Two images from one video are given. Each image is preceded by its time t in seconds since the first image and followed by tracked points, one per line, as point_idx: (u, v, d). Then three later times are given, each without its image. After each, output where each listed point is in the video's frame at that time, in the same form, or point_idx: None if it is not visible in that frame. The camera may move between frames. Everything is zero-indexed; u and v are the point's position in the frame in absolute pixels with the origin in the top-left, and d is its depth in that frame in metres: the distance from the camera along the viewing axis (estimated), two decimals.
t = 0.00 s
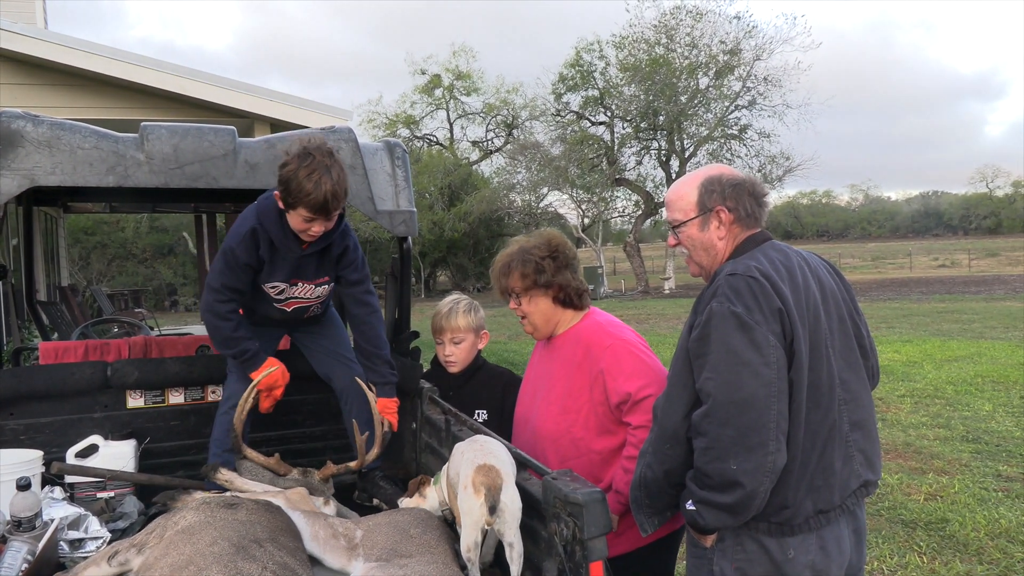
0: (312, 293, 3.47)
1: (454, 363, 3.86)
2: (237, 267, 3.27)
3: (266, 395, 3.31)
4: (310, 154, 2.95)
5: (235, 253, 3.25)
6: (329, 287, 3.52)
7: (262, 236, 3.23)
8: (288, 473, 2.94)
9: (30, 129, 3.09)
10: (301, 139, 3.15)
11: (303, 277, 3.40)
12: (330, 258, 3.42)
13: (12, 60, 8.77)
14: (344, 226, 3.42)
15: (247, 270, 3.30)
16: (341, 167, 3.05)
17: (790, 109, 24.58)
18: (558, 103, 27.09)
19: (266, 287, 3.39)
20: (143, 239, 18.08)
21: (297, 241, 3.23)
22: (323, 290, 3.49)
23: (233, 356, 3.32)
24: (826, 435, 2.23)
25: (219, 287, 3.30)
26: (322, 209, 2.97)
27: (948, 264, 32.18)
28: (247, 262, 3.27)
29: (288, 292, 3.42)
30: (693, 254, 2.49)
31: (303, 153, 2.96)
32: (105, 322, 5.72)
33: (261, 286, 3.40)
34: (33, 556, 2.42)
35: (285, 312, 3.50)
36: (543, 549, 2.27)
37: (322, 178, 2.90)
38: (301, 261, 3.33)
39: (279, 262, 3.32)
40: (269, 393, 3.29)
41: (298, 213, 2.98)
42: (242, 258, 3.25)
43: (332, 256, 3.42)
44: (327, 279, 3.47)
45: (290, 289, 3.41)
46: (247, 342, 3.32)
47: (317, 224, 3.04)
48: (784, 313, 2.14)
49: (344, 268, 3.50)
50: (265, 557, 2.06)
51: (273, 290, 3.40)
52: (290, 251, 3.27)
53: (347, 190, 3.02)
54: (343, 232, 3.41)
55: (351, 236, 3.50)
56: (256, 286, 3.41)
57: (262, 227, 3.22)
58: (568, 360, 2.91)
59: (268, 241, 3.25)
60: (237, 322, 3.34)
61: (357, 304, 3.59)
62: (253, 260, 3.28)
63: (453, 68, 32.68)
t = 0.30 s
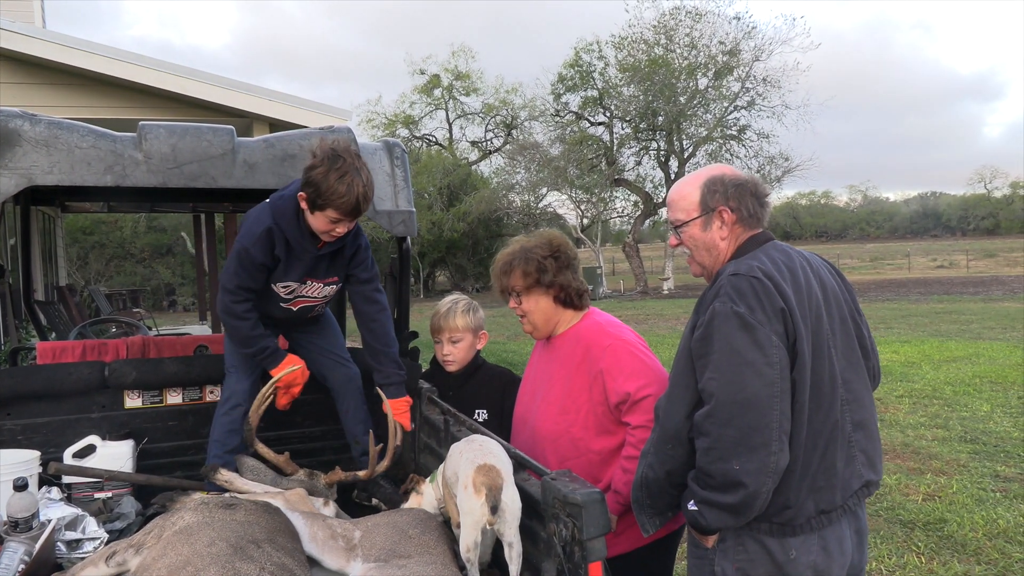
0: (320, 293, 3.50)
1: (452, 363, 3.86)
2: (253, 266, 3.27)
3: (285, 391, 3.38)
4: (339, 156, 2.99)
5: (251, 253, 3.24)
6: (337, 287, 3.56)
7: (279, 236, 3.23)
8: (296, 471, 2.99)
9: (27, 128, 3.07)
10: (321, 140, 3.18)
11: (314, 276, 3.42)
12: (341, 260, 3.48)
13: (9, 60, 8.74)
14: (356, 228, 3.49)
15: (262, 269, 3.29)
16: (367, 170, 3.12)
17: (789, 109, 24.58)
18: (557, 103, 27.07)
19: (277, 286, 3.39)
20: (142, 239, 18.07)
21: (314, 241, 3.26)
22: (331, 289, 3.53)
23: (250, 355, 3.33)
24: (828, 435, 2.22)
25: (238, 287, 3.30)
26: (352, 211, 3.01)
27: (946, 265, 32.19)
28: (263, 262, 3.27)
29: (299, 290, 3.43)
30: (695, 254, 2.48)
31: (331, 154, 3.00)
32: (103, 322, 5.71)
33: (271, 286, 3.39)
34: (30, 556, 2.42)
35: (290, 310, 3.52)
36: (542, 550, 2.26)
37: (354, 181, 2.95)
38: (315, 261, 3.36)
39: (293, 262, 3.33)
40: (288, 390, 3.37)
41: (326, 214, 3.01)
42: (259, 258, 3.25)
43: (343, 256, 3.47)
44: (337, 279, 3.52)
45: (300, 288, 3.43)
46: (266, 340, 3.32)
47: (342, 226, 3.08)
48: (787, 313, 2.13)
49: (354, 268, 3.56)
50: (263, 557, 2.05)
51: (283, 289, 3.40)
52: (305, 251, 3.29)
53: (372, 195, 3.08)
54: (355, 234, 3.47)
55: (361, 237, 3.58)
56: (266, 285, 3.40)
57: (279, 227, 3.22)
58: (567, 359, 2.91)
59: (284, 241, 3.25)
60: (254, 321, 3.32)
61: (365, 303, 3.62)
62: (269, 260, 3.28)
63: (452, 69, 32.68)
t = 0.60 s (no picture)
0: (319, 290, 3.49)
1: (448, 363, 3.84)
2: (254, 267, 3.26)
3: (294, 391, 3.32)
4: (335, 152, 2.99)
5: (251, 253, 3.23)
6: (336, 284, 3.55)
7: (278, 235, 3.22)
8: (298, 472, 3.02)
9: (19, 128, 3.05)
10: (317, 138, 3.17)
11: (314, 274, 3.42)
12: (341, 256, 3.48)
13: None
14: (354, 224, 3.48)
15: (264, 268, 3.28)
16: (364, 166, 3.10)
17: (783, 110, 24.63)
18: (552, 104, 27.08)
19: (278, 286, 3.38)
20: (135, 240, 18.01)
21: (313, 239, 3.25)
22: (330, 287, 3.52)
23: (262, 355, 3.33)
24: (822, 437, 2.22)
25: (243, 289, 3.29)
26: (348, 208, 3.00)
27: (939, 265, 32.30)
28: (264, 262, 3.26)
29: (299, 289, 3.42)
30: (690, 255, 2.47)
31: (327, 150, 2.99)
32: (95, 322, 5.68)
33: (272, 285, 3.37)
34: (21, 559, 2.40)
35: (290, 309, 3.51)
36: (536, 551, 2.25)
37: (350, 177, 2.94)
38: (315, 259, 3.35)
39: (294, 260, 3.32)
40: (298, 390, 3.32)
41: (322, 210, 3.00)
42: (260, 258, 3.24)
43: (343, 253, 3.47)
44: (336, 276, 3.51)
45: (301, 286, 3.42)
46: (277, 339, 3.33)
47: (339, 222, 3.07)
48: (782, 315, 2.13)
49: (353, 265, 3.56)
50: (255, 560, 2.03)
51: (284, 288, 3.39)
52: (305, 249, 3.28)
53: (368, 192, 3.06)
54: (354, 230, 3.46)
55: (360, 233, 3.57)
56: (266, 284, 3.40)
57: (278, 226, 3.21)
58: (562, 359, 2.90)
59: (284, 239, 3.24)
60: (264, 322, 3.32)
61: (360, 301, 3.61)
62: (270, 259, 3.27)
63: (447, 69, 32.68)
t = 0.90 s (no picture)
0: (313, 282, 3.48)
1: (440, 363, 3.84)
2: (247, 264, 3.24)
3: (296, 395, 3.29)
4: (322, 145, 2.99)
5: (243, 250, 3.21)
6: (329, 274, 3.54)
7: (268, 230, 3.21)
8: (288, 476, 2.96)
9: (5, 127, 3.01)
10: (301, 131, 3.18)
11: (306, 267, 3.41)
12: (333, 246, 3.47)
13: None
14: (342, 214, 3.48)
15: (257, 264, 3.26)
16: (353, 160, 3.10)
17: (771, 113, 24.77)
18: (541, 106, 27.12)
19: (272, 280, 3.35)
20: (122, 240, 17.93)
21: (303, 230, 3.25)
22: (323, 278, 3.51)
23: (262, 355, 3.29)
24: (805, 446, 2.23)
25: (239, 287, 3.27)
26: (337, 199, 3.00)
27: (925, 268, 32.53)
28: (257, 258, 3.24)
29: (292, 283, 3.41)
30: (678, 258, 2.49)
31: (314, 143, 2.99)
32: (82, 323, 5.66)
33: (266, 281, 3.35)
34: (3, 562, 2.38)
35: (285, 304, 3.49)
36: (524, 553, 2.25)
37: (338, 168, 2.94)
38: (306, 250, 3.34)
39: (286, 254, 3.31)
40: (298, 393, 3.29)
41: (310, 202, 2.99)
42: (252, 255, 3.23)
43: (334, 243, 3.46)
44: (328, 267, 3.50)
45: (294, 279, 3.40)
46: (277, 339, 3.29)
47: (328, 214, 3.06)
48: (766, 324, 2.13)
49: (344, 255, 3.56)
50: (241, 563, 2.03)
51: (278, 282, 3.37)
52: (295, 242, 3.27)
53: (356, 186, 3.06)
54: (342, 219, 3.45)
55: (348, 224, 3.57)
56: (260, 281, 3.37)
57: (266, 220, 3.19)
58: (552, 361, 2.90)
59: (274, 233, 3.23)
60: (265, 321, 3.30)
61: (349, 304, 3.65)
62: (263, 255, 3.26)
63: (436, 70, 32.68)
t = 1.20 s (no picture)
0: (305, 277, 3.50)
1: (434, 365, 3.84)
2: (237, 254, 3.23)
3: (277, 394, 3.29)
4: (319, 141, 3.00)
5: (233, 241, 3.20)
6: (320, 270, 3.56)
7: (258, 221, 3.21)
8: (276, 475, 2.96)
9: None
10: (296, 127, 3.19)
11: (298, 261, 3.42)
12: (323, 241, 3.49)
13: None
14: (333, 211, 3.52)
15: (247, 256, 3.26)
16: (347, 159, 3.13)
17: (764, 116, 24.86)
18: (535, 107, 27.14)
19: (262, 273, 3.35)
20: (114, 240, 17.87)
21: (294, 224, 3.26)
22: (314, 273, 3.53)
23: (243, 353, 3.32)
24: (795, 455, 2.24)
25: (231, 280, 3.26)
26: (331, 194, 3.01)
27: (916, 270, 32.68)
28: (247, 249, 3.24)
29: (284, 277, 3.41)
30: (665, 261, 2.50)
31: (311, 138, 3.00)
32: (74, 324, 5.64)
33: (256, 275, 3.34)
34: None
35: (276, 300, 3.49)
36: (517, 555, 2.26)
37: (334, 165, 2.96)
38: (297, 244, 3.35)
39: (276, 247, 3.31)
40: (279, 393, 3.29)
41: (304, 196, 3.00)
42: (242, 245, 3.22)
43: (325, 238, 3.48)
44: (318, 262, 3.51)
45: (285, 274, 3.41)
46: (258, 339, 3.31)
47: (319, 208, 3.08)
48: (752, 334, 2.14)
49: (334, 253, 3.58)
50: (234, 564, 2.03)
51: (269, 275, 3.37)
52: (286, 234, 3.28)
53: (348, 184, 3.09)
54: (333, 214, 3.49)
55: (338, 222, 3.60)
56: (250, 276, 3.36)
57: (257, 211, 3.20)
58: (546, 362, 2.91)
59: (264, 226, 3.23)
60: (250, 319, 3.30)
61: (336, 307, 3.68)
62: (253, 246, 3.25)
63: (430, 71, 32.69)
